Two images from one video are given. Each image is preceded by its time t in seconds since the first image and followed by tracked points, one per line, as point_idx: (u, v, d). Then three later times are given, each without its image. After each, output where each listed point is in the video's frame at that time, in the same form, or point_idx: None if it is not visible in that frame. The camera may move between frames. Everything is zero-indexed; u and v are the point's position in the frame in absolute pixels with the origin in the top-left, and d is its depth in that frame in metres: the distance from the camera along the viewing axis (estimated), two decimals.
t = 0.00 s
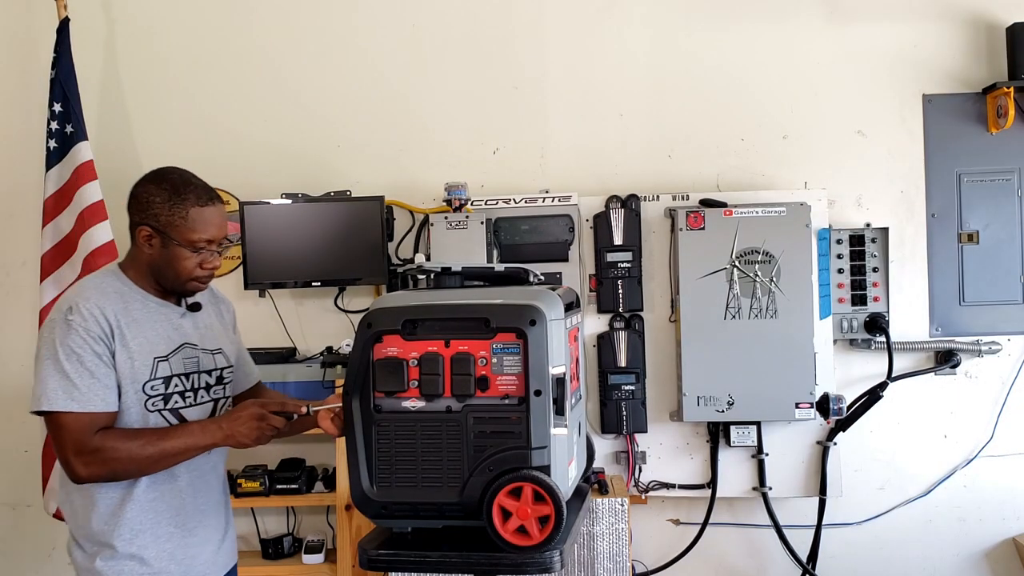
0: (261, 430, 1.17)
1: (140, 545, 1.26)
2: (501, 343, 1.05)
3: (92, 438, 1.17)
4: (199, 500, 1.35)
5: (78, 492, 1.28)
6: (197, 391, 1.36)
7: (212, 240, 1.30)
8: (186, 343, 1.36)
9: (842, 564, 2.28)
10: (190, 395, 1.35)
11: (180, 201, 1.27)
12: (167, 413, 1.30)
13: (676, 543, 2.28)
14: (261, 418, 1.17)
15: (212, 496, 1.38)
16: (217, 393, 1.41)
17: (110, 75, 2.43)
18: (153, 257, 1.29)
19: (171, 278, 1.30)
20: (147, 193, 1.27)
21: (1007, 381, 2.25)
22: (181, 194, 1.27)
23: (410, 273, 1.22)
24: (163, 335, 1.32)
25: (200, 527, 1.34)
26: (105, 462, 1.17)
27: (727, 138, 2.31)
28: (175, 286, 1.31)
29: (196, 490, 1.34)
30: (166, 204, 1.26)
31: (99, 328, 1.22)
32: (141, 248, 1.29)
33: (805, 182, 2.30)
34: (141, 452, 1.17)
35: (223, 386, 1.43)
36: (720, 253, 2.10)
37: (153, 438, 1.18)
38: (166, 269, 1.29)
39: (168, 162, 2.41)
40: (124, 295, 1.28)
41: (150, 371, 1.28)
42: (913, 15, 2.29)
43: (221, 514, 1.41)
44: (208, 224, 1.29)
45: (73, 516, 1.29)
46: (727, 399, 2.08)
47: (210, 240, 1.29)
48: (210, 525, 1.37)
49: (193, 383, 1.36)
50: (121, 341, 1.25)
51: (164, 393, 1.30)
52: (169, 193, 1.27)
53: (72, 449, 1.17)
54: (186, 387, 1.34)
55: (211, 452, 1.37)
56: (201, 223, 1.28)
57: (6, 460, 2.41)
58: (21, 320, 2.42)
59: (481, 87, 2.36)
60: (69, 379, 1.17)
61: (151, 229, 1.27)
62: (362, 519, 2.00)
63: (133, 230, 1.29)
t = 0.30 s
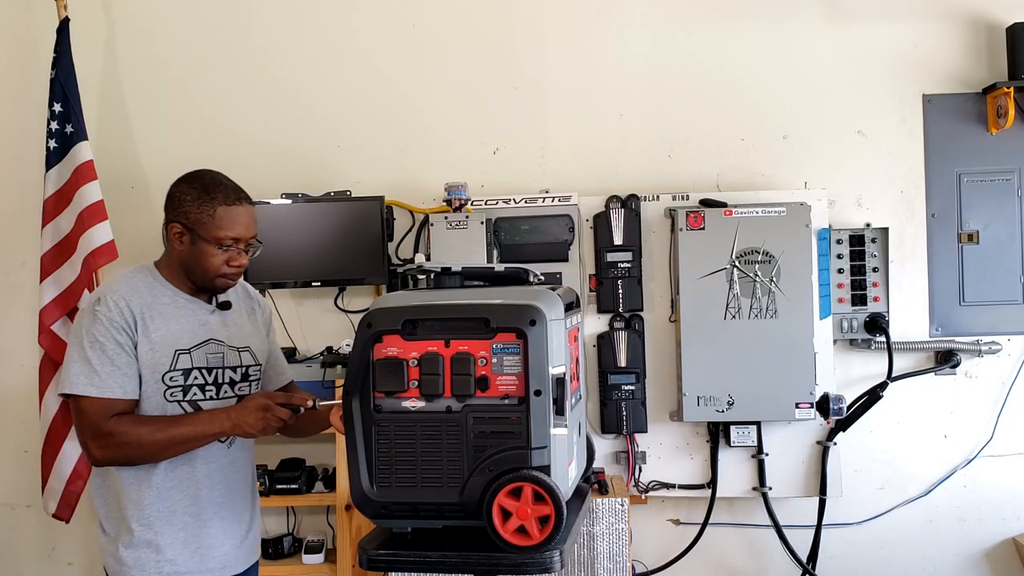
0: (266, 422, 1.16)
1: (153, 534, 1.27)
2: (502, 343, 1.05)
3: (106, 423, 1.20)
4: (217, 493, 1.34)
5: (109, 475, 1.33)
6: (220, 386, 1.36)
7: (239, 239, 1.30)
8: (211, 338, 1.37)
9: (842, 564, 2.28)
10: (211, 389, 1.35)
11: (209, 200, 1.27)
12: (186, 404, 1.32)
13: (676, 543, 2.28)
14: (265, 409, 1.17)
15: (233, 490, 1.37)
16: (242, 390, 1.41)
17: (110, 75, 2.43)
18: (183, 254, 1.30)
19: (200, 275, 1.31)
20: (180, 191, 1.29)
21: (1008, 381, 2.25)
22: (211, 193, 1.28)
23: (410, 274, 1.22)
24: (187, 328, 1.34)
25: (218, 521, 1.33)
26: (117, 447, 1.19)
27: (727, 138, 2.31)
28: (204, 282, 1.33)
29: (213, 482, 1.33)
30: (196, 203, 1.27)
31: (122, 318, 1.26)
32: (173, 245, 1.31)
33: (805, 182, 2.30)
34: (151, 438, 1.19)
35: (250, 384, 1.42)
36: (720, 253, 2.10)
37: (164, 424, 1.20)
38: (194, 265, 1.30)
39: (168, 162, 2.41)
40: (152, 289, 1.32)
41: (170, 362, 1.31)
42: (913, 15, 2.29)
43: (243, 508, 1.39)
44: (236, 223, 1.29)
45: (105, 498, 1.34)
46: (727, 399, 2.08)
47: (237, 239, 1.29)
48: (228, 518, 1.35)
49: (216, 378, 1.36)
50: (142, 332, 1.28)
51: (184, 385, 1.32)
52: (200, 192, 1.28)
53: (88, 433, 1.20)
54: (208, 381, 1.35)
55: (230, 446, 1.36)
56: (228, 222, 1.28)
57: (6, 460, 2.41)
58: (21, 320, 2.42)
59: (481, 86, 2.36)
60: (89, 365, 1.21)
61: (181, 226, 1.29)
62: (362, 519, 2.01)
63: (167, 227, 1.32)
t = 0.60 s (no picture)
0: (268, 409, 1.15)
1: (161, 527, 1.26)
2: (503, 343, 1.05)
3: (114, 413, 1.20)
4: (226, 488, 1.32)
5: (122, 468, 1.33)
6: (232, 384, 1.35)
7: (255, 238, 1.30)
8: (225, 336, 1.36)
9: (842, 564, 2.28)
10: (223, 386, 1.34)
11: (226, 200, 1.28)
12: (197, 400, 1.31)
13: (676, 544, 2.28)
14: (269, 398, 1.16)
15: (243, 487, 1.35)
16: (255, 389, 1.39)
17: (110, 75, 2.42)
18: (200, 253, 1.31)
19: (217, 274, 1.31)
20: (198, 191, 1.30)
21: (1007, 381, 2.25)
22: (228, 193, 1.29)
23: (410, 274, 1.22)
24: (201, 325, 1.33)
25: (227, 516, 1.31)
26: (126, 436, 1.19)
27: (727, 138, 2.31)
28: (220, 282, 1.33)
29: (222, 478, 1.32)
30: (213, 202, 1.28)
31: (137, 312, 1.27)
32: (191, 244, 1.32)
33: (805, 183, 2.30)
34: (156, 425, 1.19)
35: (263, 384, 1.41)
36: (720, 253, 2.10)
37: (168, 412, 1.20)
38: (211, 264, 1.31)
39: (168, 163, 2.41)
40: (168, 287, 1.33)
41: (182, 358, 1.30)
42: (913, 15, 2.29)
43: (255, 506, 1.37)
44: (252, 222, 1.29)
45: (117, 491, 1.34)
46: (727, 399, 2.08)
47: (253, 238, 1.29)
48: (238, 515, 1.33)
49: (229, 376, 1.35)
50: (154, 326, 1.28)
51: (195, 381, 1.31)
52: (217, 192, 1.28)
53: (100, 423, 1.21)
54: (220, 377, 1.34)
55: (239, 442, 1.35)
56: (245, 221, 1.28)
57: (5, 460, 2.41)
58: (21, 320, 2.42)
59: (481, 86, 2.36)
60: (102, 356, 1.22)
61: (199, 226, 1.29)
62: (362, 519, 2.01)
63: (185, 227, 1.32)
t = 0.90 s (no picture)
0: (269, 408, 1.17)
1: (165, 523, 1.26)
2: (509, 343, 1.05)
3: (119, 405, 1.20)
4: (231, 486, 1.32)
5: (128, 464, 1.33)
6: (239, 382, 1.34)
7: (266, 238, 1.30)
8: (234, 334, 1.36)
9: (842, 564, 2.28)
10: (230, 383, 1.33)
11: (239, 199, 1.28)
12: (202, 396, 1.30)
13: (676, 544, 2.28)
14: (269, 398, 1.17)
15: (248, 484, 1.34)
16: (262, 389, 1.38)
17: (111, 75, 2.42)
18: (212, 252, 1.31)
19: (228, 272, 1.31)
20: (213, 190, 1.31)
21: (1008, 381, 2.25)
22: (242, 192, 1.29)
23: (411, 274, 1.21)
24: (209, 321, 1.33)
25: (231, 514, 1.31)
26: (129, 428, 1.19)
27: (727, 138, 2.31)
28: (231, 281, 1.33)
29: (226, 475, 1.31)
30: (226, 201, 1.29)
31: (145, 305, 1.27)
32: (203, 243, 1.32)
33: (805, 182, 2.30)
34: (157, 420, 1.18)
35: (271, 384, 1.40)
36: (720, 252, 2.09)
37: (170, 406, 1.19)
38: (222, 263, 1.31)
39: (168, 163, 2.41)
40: (179, 284, 1.33)
41: (189, 353, 1.30)
42: (913, 15, 2.29)
43: (260, 505, 1.36)
44: (264, 221, 1.29)
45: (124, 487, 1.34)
46: (727, 399, 2.08)
47: (265, 237, 1.29)
48: (242, 514, 1.32)
49: (235, 374, 1.34)
50: (162, 320, 1.29)
51: (202, 376, 1.30)
52: (231, 191, 1.29)
53: (106, 415, 1.21)
54: (226, 374, 1.33)
55: (243, 441, 1.34)
56: (257, 220, 1.28)
57: (5, 460, 2.41)
58: (21, 320, 2.42)
59: (481, 86, 2.36)
60: (108, 347, 1.23)
61: (212, 224, 1.30)
62: (362, 519, 2.01)
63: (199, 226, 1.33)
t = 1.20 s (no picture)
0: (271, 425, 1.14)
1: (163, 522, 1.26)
2: (521, 342, 1.05)
3: (122, 404, 1.21)
4: (231, 486, 1.32)
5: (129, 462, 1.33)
6: (243, 381, 1.34)
7: (270, 235, 1.29)
8: (239, 333, 1.35)
9: (842, 564, 2.28)
10: (233, 381, 1.32)
11: (243, 197, 1.28)
12: (205, 393, 1.30)
13: (676, 544, 2.28)
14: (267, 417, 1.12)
15: (248, 484, 1.34)
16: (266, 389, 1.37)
17: (110, 75, 2.42)
18: (217, 251, 1.31)
19: (232, 271, 1.31)
20: (217, 189, 1.31)
21: (1008, 381, 2.25)
22: (246, 190, 1.29)
23: (413, 272, 1.21)
24: (215, 320, 1.33)
25: (231, 513, 1.31)
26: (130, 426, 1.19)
27: (727, 138, 2.31)
28: (236, 279, 1.32)
29: (227, 475, 1.31)
30: (230, 199, 1.29)
31: (150, 303, 1.28)
32: (208, 241, 1.32)
33: (805, 182, 2.30)
34: (156, 421, 1.18)
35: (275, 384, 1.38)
36: (721, 252, 2.09)
37: (169, 411, 1.19)
38: (226, 261, 1.30)
39: (168, 163, 2.41)
40: (185, 283, 1.33)
41: (193, 350, 1.30)
42: (913, 14, 2.29)
43: (261, 506, 1.36)
44: (268, 219, 1.29)
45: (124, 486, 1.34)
46: (727, 399, 2.08)
47: (269, 235, 1.29)
48: (243, 514, 1.32)
49: (239, 372, 1.34)
50: (167, 318, 1.29)
51: (205, 374, 1.30)
52: (235, 190, 1.29)
53: (109, 413, 1.22)
54: (230, 373, 1.33)
55: (243, 441, 1.34)
56: (261, 217, 1.28)
57: (5, 460, 2.41)
58: (20, 321, 2.42)
59: (481, 86, 2.36)
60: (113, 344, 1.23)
61: (217, 223, 1.30)
62: (362, 519, 2.01)
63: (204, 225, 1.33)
